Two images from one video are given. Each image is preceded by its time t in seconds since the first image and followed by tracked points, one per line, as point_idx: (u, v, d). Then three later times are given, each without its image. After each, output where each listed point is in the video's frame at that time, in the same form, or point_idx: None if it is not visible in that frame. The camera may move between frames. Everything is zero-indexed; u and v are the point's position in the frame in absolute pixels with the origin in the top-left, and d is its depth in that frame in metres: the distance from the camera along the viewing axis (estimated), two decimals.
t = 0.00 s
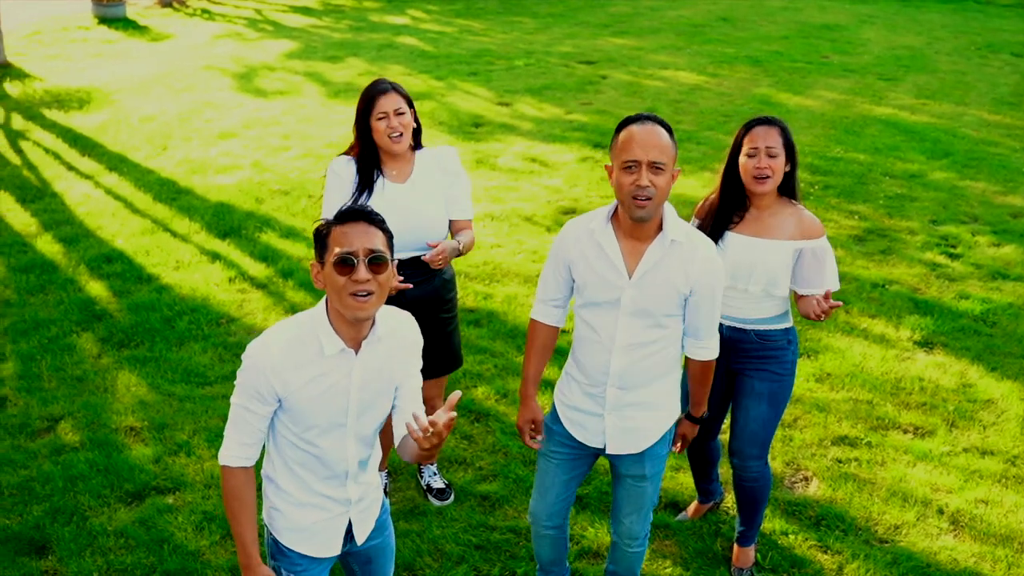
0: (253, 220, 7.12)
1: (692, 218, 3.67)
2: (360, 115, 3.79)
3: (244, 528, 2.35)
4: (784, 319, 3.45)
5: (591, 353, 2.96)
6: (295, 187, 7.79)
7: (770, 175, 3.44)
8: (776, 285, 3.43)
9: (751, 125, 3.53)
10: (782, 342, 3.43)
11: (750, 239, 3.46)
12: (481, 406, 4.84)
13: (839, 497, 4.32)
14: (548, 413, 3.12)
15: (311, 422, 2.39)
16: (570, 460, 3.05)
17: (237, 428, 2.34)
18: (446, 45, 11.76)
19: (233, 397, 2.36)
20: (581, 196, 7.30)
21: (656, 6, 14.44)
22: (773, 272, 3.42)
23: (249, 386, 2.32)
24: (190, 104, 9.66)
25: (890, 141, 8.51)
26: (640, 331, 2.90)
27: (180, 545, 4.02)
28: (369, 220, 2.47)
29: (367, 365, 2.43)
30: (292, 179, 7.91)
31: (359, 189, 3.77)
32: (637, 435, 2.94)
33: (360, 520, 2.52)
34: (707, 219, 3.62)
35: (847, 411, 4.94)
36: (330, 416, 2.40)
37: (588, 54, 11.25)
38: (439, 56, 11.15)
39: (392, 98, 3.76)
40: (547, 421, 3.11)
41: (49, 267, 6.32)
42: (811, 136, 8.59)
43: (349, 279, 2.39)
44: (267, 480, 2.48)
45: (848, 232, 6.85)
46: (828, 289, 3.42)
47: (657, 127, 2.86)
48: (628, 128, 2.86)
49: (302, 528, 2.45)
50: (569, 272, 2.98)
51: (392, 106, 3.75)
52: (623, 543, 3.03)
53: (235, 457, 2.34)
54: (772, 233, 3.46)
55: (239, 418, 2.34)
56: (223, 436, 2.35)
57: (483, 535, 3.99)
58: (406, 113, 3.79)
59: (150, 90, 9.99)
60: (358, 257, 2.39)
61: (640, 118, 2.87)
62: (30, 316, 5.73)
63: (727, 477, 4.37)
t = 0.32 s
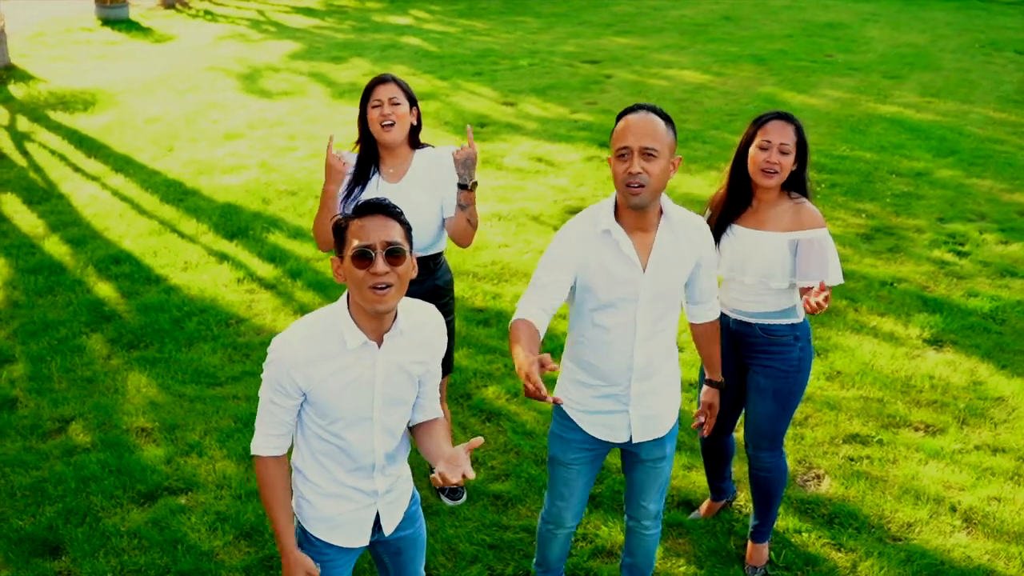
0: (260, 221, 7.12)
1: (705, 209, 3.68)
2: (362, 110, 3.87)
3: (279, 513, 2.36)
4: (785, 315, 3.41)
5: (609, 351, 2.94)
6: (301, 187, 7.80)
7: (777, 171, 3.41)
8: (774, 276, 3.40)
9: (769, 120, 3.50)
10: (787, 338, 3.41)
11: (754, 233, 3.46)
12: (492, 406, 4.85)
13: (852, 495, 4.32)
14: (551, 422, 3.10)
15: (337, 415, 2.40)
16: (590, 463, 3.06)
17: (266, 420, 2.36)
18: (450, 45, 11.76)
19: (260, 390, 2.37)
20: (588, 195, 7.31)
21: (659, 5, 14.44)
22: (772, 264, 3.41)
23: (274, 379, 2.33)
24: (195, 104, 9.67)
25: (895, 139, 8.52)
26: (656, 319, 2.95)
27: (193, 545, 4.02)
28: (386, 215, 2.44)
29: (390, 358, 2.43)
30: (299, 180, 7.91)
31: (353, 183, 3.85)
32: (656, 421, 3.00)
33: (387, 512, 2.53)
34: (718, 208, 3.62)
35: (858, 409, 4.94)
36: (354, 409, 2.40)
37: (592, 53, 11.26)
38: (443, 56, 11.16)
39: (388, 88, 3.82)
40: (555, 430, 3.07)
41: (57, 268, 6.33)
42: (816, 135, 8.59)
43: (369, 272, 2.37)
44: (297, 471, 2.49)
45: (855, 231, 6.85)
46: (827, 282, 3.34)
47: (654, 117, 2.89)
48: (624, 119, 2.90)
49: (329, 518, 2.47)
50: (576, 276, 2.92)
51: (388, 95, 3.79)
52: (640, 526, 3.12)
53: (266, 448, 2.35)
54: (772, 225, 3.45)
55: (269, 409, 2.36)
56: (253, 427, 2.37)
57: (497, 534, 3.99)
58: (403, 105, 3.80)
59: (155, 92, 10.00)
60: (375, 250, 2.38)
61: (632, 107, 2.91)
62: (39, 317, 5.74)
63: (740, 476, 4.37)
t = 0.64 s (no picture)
0: (267, 220, 7.12)
1: (714, 206, 3.68)
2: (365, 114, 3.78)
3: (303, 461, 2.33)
4: (801, 309, 3.42)
5: (601, 346, 2.96)
6: (308, 186, 7.79)
7: (788, 169, 3.40)
8: (789, 272, 3.41)
9: (779, 117, 3.48)
10: (799, 332, 3.41)
11: (765, 229, 3.45)
12: (502, 404, 4.84)
13: (864, 492, 4.32)
14: (537, 424, 3.09)
15: (362, 403, 2.40)
16: (580, 456, 3.07)
17: (291, 402, 2.36)
18: (454, 44, 11.76)
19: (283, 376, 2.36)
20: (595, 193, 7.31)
21: (662, 4, 14.44)
22: (787, 261, 3.40)
23: (299, 369, 2.33)
24: (199, 104, 9.66)
25: (901, 137, 8.52)
26: (645, 310, 3.00)
27: (206, 543, 4.01)
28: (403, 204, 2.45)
29: (411, 345, 2.45)
30: (305, 179, 7.91)
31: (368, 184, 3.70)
32: (643, 412, 3.04)
33: (411, 502, 2.51)
34: (728, 203, 3.61)
35: (868, 406, 4.94)
36: (378, 398, 2.41)
37: (596, 52, 11.26)
38: (447, 56, 11.16)
39: (399, 90, 3.77)
40: (542, 432, 3.07)
41: (64, 267, 6.32)
42: (822, 133, 8.59)
43: (388, 260, 2.38)
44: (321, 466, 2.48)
45: (863, 228, 6.84)
46: (838, 277, 3.34)
47: (631, 112, 2.92)
48: (605, 118, 2.91)
49: (354, 510, 2.44)
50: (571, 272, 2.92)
51: (402, 96, 3.75)
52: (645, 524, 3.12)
53: (291, 425, 2.39)
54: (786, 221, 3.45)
55: (295, 398, 2.36)
56: (276, 409, 2.39)
57: (510, 531, 3.99)
58: (414, 108, 3.79)
59: (159, 91, 9.99)
60: (394, 239, 2.38)
61: (613, 105, 2.93)
62: (47, 317, 5.73)
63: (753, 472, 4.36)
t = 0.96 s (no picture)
0: (273, 220, 7.12)
1: (727, 204, 3.66)
2: (391, 101, 3.73)
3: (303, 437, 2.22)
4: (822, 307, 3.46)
5: (599, 340, 2.97)
6: (314, 185, 7.79)
7: (807, 162, 3.41)
8: (815, 271, 3.44)
9: (786, 115, 3.51)
10: (819, 328, 3.43)
11: (787, 228, 3.46)
12: (512, 403, 4.84)
13: (874, 491, 4.32)
14: (537, 420, 3.10)
15: (370, 404, 2.39)
16: (582, 451, 3.08)
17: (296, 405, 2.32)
18: (458, 44, 11.76)
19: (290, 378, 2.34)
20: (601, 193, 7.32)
21: (665, 3, 14.43)
22: (812, 259, 3.43)
23: (305, 370, 2.32)
24: (204, 104, 9.66)
25: (906, 137, 8.52)
26: (643, 304, 3.02)
27: (217, 543, 4.01)
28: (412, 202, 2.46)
29: (419, 346, 2.46)
30: (311, 179, 7.90)
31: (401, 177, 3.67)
32: (645, 403, 3.04)
33: (414, 508, 2.51)
34: (742, 203, 3.60)
35: (877, 406, 4.94)
36: (386, 399, 2.40)
37: (600, 52, 11.25)
38: (451, 55, 11.17)
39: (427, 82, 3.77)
40: (542, 427, 3.07)
41: (71, 267, 6.32)
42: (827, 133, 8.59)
43: (398, 257, 2.38)
44: (324, 473, 2.46)
45: (869, 228, 6.84)
46: (860, 275, 3.46)
47: (619, 108, 2.94)
48: (589, 116, 2.95)
49: (361, 518, 2.42)
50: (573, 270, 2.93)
51: (432, 88, 3.75)
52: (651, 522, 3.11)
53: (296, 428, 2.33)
54: (810, 219, 3.47)
55: (302, 401, 2.32)
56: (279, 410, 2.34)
57: (521, 531, 3.98)
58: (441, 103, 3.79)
59: (163, 91, 9.99)
60: (403, 235, 2.39)
61: (596, 104, 2.95)
62: (54, 318, 5.73)
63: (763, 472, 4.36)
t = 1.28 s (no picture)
0: (274, 221, 7.13)
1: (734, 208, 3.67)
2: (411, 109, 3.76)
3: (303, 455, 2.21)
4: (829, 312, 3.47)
5: (605, 343, 2.98)
6: (314, 186, 7.80)
7: (813, 166, 3.43)
8: (823, 275, 3.44)
9: (792, 119, 3.52)
10: (824, 333, 3.44)
11: (795, 231, 3.48)
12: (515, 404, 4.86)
13: (877, 492, 4.33)
14: (544, 421, 3.11)
15: (366, 418, 2.39)
16: (587, 452, 3.08)
17: (293, 417, 2.33)
18: (457, 45, 11.77)
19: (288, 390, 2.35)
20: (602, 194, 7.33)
21: (664, 5, 14.45)
22: (819, 263, 3.43)
23: (302, 381, 2.32)
24: (203, 104, 9.66)
25: (905, 138, 8.54)
26: (647, 308, 3.02)
27: (222, 545, 4.02)
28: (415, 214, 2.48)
29: (419, 361, 2.46)
30: (312, 179, 7.91)
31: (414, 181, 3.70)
32: (651, 405, 3.04)
33: (409, 522, 2.50)
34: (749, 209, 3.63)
35: (879, 407, 4.95)
36: (382, 412, 2.40)
37: (599, 53, 11.27)
38: (450, 56, 11.18)
39: (446, 90, 3.79)
40: (549, 428, 3.08)
41: (72, 268, 6.32)
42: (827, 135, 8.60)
43: (400, 268, 2.38)
44: (318, 483, 2.47)
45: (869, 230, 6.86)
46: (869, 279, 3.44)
47: (621, 111, 2.94)
48: (593, 118, 2.95)
49: (352, 531, 2.42)
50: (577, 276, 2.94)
51: (450, 97, 3.77)
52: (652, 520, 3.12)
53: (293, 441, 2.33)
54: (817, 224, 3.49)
55: (299, 415, 2.33)
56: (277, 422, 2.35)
57: (526, 532, 3.99)
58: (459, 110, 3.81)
59: (162, 91, 9.99)
60: (407, 247, 2.39)
61: (601, 105, 2.95)
62: (56, 318, 5.73)
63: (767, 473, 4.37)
